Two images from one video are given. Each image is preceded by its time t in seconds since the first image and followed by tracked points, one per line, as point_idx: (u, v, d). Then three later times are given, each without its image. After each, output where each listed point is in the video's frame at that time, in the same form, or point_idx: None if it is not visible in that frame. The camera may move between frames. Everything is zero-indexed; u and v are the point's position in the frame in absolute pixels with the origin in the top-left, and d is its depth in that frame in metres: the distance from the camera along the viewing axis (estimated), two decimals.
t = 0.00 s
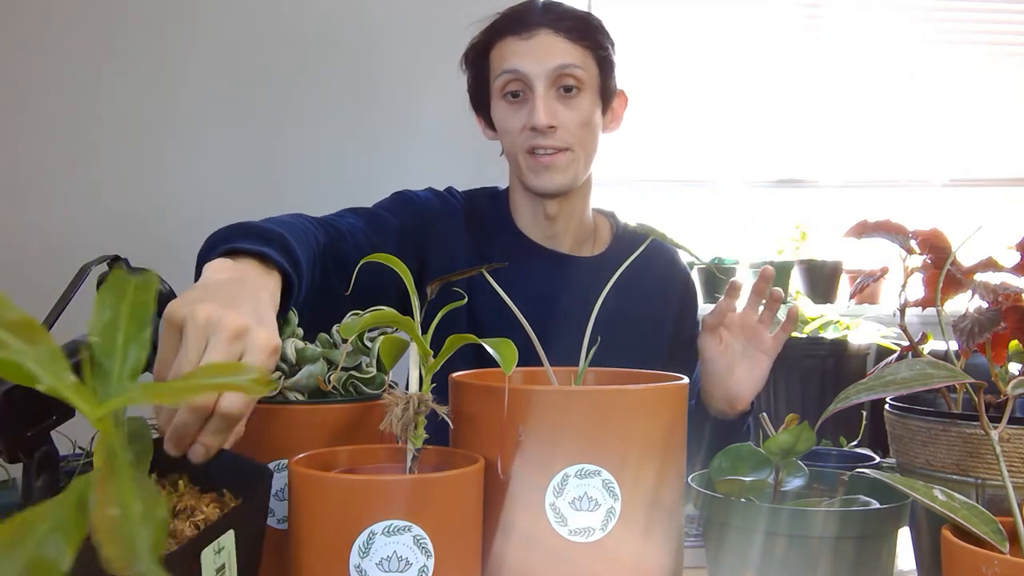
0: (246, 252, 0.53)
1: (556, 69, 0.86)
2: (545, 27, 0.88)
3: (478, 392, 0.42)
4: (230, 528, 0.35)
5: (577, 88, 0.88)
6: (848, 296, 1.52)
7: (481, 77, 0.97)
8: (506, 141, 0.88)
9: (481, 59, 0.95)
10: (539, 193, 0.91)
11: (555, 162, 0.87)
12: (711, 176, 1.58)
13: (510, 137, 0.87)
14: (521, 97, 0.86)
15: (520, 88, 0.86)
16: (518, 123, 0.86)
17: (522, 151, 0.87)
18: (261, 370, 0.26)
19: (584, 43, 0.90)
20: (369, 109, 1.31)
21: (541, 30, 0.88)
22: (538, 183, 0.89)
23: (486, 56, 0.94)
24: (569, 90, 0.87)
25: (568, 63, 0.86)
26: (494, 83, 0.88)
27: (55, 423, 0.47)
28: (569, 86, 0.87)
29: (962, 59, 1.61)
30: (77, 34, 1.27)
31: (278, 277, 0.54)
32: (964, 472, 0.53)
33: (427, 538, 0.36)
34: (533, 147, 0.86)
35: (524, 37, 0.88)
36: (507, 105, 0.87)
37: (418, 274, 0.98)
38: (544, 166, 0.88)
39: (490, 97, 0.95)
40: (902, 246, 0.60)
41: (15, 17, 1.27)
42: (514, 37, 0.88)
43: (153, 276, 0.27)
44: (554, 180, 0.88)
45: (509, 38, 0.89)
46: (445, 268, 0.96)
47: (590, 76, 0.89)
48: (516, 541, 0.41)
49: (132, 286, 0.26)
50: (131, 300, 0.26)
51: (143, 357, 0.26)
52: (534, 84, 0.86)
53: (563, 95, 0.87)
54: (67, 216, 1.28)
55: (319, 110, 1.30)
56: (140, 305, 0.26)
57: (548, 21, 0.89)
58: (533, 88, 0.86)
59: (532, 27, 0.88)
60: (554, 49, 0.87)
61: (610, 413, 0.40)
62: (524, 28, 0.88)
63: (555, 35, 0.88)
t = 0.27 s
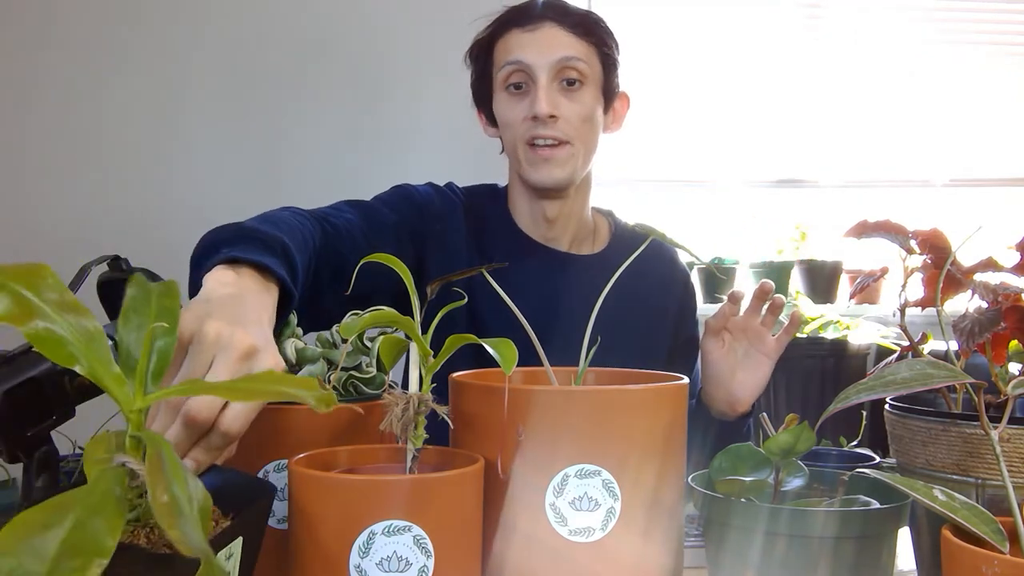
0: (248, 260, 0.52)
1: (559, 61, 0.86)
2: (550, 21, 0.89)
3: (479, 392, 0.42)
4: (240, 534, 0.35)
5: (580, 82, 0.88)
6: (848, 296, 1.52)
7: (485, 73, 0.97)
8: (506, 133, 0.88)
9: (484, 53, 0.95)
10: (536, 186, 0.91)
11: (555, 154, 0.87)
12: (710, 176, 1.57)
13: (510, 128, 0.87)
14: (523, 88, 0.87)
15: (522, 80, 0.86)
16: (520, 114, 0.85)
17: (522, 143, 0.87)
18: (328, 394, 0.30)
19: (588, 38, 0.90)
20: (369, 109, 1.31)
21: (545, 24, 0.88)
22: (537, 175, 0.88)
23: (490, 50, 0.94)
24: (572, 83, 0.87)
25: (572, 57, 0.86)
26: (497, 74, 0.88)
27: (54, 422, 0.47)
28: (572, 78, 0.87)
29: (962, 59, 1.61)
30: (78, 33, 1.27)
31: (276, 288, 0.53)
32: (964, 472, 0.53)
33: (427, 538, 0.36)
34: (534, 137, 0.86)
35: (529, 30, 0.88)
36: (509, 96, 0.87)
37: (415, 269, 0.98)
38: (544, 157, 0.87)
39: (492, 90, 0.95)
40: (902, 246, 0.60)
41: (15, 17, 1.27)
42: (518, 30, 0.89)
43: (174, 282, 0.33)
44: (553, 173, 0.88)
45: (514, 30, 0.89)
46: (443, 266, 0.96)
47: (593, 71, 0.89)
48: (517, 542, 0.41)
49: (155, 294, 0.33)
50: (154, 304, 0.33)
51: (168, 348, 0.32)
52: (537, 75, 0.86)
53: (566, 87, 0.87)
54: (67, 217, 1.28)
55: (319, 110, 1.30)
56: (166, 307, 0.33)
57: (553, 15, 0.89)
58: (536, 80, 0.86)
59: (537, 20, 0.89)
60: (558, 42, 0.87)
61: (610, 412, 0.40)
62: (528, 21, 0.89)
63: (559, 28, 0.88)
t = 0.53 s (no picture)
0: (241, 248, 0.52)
1: (559, 55, 0.86)
2: (551, 16, 0.89)
3: (479, 391, 0.42)
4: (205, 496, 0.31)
5: (579, 77, 0.88)
6: (847, 297, 1.52)
7: (484, 67, 0.97)
8: (504, 127, 0.88)
9: (484, 48, 0.95)
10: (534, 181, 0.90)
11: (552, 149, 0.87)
12: (710, 176, 1.58)
13: (508, 122, 0.87)
14: (522, 82, 0.86)
15: (522, 73, 0.86)
16: (518, 108, 0.85)
17: (520, 136, 0.86)
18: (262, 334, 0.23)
19: (588, 35, 0.91)
20: (369, 109, 1.31)
21: (547, 19, 0.88)
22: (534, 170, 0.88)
23: (490, 45, 0.94)
24: (572, 78, 0.87)
25: (571, 52, 0.86)
26: (497, 67, 0.88)
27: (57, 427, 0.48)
28: (571, 74, 0.87)
29: (962, 59, 1.61)
30: (78, 33, 1.27)
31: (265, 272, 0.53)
32: (964, 472, 0.53)
33: (427, 538, 0.36)
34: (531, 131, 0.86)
35: (530, 25, 0.88)
36: (508, 89, 0.87)
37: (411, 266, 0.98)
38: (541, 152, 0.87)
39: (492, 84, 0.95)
40: (902, 246, 0.60)
41: (16, 18, 1.27)
42: (519, 24, 0.88)
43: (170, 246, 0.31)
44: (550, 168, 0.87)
45: (515, 24, 0.89)
46: (442, 266, 0.95)
47: (593, 66, 0.89)
48: (517, 542, 0.41)
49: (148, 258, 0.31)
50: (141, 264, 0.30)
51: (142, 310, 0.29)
52: (536, 69, 0.86)
53: (565, 82, 0.87)
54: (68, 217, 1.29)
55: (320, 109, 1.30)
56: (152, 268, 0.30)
57: (554, 10, 0.89)
58: (535, 74, 0.86)
59: (538, 15, 0.89)
60: (558, 37, 0.87)
61: (610, 412, 0.40)
62: (530, 16, 0.89)
63: (560, 24, 0.89)
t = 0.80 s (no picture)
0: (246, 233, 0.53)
1: (553, 56, 0.86)
2: (546, 16, 0.89)
3: (479, 392, 0.42)
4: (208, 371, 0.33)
5: (573, 77, 0.88)
6: (848, 296, 1.52)
7: (478, 66, 0.97)
8: (499, 128, 0.88)
9: (478, 47, 0.95)
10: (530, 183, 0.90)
11: (548, 149, 0.87)
12: (710, 176, 1.58)
13: (503, 123, 0.87)
14: (516, 82, 0.87)
15: (516, 74, 0.87)
16: (512, 108, 0.86)
17: (514, 137, 0.87)
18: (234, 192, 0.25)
19: (584, 35, 0.90)
20: (369, 109, 1.31)
21: (541, 18, 0.88)
22: (529, 171, 0.88)
23: (484, 44, 0.94)
24: (566, 78, 0.88)
25: (565, 52, 0.87)
26: (491, 68, 0.89)
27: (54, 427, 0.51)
28: (566, 74, 0.88)
29: (962, 59, 1.61)
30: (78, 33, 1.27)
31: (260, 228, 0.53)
32: (964, 472, 0.53)
33: (427, 538, 0.36)
34: (525, 132, 0.86)
35: (525, 24, 0.88)
36: (502, 90, 0.87)
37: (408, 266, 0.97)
38: (537, 153, 0.87)
39: (486, 85, 0.95)
40: (902, 246, 0.60)
41: (16, 18, 1.27)
42: (515, 24, 0.89)
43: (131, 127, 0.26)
44: (545, 169, 0.88)
45: (509, 25, 0.89)
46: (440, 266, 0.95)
47: (587, 66, 0.89)
48: (517, 541, 0.41)
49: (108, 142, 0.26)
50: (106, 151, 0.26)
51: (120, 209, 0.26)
52: (531, 70, 0.86)
53: (559, 83, 0.87)
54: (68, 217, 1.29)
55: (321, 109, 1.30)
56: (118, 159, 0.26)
57: (549, 10, 0.89)
58: (529, 74, 0.87)
59: (533, 14, 0.89)
60: (552, 37, 0.87)
61: (610, 412, 0.40)
62: (524, 16, 0.89)
63: (555, 23, 0.89)
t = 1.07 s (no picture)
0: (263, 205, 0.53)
1: (540, 60, 0.86)
2: (532, 18, 0.89)
3: (478, 391, 0.42)
4: (224, 275, 0.31)
5: (561, 80, 0.88)
6: (848, 296, 1.52)
7: (465, 68, 0.96)
8: (487, 132, 0.88)
9: (465, 49, 0.95)
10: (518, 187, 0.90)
11: (536, 153, 0.86)
12: (710, 176, 1.58)
13: (490, 127, 0.87)
14: (502, 87, 0.87)
15: (502, 78, 0.87)
16: (500, 113, 0.86)
17: (502, 142, 0.86)
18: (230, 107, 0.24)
19: (571, 37, 0.90)
20: (369, 110, 1.31)
21: (527, 21, 0.88)
22: (516, 176, 0.87)
23: (471, 47, 0.94)
24: (553, 82, 0.88)
25: (553, 55, 0.87)
26: (478, 71, 0.89)
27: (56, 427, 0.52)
28: (553, 77, 0.87)
29: (963, 59, 1.60)
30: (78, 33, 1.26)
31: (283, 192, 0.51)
32: (964, 472, 0.53)
33: (426, 538, 0.36)
34: (513, 137, 0.86)
35: (511, 27, 0.88)
36: (489, 94, 0.87)
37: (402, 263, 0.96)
38: (525, 157, 0.86)
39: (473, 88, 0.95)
40: (902, 246, 0.60)
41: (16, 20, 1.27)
42: (501, 27, 0.89)
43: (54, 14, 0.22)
44: (534, 173, 0.87)
45: (495, 28, 0.89)
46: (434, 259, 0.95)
47: (575, 69, 0.89)
48: (518, 542, 0.41)
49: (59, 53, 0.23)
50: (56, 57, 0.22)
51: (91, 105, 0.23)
52: (517, 74, 0.86)
53: (546, 86, 0.87)
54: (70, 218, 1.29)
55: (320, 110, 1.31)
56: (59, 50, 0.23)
57: (535, 12, 0.89)
58: (515, 78, 0.86)
59: (519, 17, 0.89)
60: (537, 40, 0.87)
61: (610, 411, 0.40)
62: (511, 19, 0.89)
63: (541, 26, 0.89)
